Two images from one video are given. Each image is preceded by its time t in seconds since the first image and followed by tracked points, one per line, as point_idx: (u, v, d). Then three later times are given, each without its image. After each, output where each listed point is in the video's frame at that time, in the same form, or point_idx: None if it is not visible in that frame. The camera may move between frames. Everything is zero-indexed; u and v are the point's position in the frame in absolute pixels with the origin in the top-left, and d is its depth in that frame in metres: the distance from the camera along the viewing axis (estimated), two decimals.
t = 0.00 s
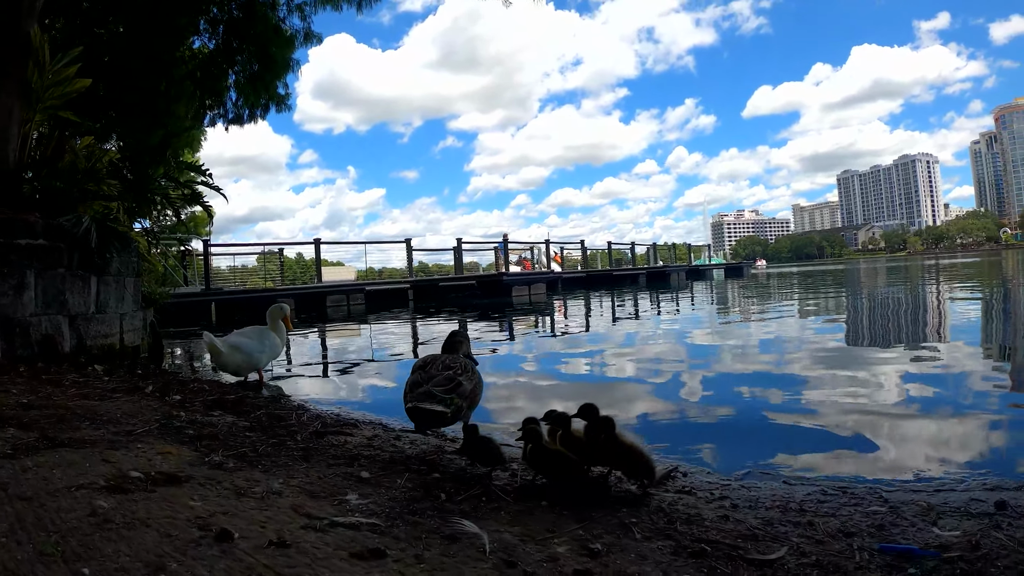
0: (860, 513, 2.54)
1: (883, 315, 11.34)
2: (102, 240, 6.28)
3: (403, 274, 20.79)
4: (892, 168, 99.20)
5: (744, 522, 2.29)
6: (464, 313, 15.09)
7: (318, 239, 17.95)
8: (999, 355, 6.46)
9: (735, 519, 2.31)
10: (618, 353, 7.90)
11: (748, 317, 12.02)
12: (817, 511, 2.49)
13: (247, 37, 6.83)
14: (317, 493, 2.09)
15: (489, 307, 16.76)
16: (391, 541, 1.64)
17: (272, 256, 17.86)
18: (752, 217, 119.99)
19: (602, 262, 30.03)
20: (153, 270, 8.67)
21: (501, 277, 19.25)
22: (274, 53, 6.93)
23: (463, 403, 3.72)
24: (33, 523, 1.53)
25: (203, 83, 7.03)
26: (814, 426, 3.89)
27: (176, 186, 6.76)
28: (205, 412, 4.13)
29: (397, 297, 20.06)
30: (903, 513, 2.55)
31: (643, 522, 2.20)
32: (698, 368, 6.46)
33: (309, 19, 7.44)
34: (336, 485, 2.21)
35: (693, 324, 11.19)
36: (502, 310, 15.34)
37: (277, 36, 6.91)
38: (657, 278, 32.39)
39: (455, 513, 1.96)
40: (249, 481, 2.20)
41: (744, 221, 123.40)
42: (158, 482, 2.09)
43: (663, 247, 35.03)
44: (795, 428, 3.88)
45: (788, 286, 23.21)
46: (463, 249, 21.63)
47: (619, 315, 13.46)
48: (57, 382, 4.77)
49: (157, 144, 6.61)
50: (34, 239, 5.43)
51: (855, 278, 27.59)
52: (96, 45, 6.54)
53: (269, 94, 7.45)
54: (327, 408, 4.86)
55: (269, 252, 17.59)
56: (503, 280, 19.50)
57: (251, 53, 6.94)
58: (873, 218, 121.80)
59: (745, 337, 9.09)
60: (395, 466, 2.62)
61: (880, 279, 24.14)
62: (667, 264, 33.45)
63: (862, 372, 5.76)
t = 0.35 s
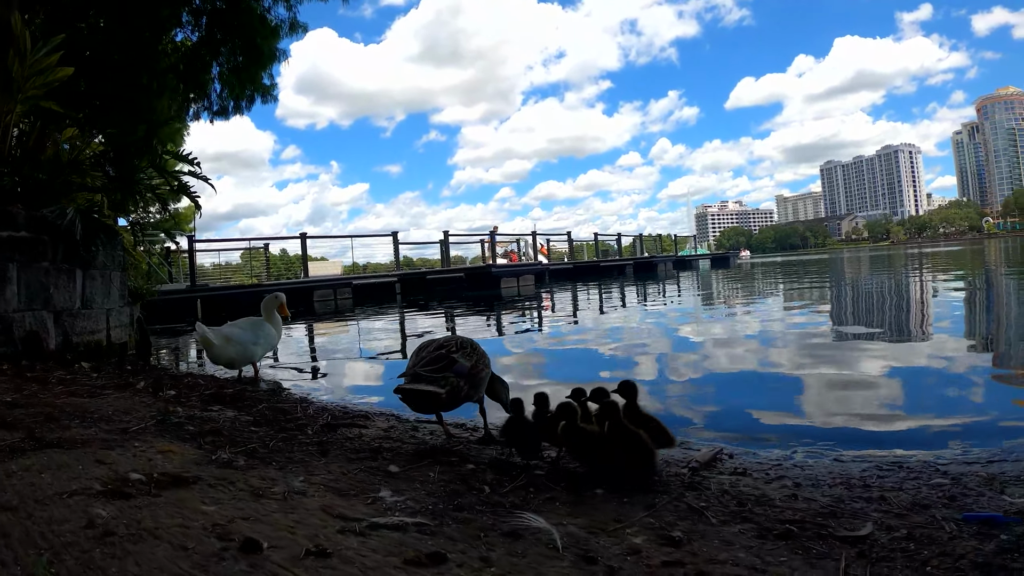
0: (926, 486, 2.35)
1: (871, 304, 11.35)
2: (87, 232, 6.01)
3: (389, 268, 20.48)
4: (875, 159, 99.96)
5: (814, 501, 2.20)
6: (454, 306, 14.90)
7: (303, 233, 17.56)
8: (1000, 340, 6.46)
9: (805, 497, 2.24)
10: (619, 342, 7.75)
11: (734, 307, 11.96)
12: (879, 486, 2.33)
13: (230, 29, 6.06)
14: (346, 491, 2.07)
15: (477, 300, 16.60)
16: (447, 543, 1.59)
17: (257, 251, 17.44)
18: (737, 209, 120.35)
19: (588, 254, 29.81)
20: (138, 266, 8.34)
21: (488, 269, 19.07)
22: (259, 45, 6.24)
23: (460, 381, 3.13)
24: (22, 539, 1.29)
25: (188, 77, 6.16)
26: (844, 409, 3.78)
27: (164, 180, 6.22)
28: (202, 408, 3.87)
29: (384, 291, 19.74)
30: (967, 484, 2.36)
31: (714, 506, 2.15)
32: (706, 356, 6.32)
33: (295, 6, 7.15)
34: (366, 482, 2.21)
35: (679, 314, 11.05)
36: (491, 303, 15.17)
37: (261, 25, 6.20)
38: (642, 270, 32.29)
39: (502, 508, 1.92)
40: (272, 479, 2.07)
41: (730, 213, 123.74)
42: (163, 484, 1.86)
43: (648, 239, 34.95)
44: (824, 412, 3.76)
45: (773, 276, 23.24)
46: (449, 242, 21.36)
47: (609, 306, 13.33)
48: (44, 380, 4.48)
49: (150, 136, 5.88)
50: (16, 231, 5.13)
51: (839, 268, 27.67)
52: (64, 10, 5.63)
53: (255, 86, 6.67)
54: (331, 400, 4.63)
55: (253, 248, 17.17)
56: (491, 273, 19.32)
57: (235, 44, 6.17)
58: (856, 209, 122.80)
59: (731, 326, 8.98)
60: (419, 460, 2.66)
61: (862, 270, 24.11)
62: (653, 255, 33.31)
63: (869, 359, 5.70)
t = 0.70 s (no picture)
0: (960, 480, 2.38)
1: (856, 295, 11.43)
2: (70, 216, 5.81)
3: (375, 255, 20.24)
4: (861, 152, 100.52)
5: (854, 498, 2.16)
6: (442, 294, 14.73)
7: (289, 219, 17.23)
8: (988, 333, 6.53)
9: (845, 494, 2.21)
10: (612, 331, 7.66)
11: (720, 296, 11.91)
12: (914, 481, 2.40)
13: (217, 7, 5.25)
14: (359, 494, 1.96)
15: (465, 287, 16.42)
16: (483, 553, 1.57)
17: (241, 237, 17.09)
18: (725, 200, 120.64)
19: (575, 242, 29.69)
20: (122, 251, 8.08)
21: (475, 256, 18.89)
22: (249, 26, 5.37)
23: (461, 367, 2.97)
24: (6, 560, 1.28)
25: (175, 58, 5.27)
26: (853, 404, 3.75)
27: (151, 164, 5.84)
28: (192, 399, 3.71)
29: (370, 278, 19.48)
30: (1001, 479, 2.39)
31: (756, 504, 2.07)
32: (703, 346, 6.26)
33: None
34: (384, 485, 2.12)
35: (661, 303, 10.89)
36: (479, 290, 15.02)
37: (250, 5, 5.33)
38: (629, 259, 32.20)
39: (532, 510, 1.97)
40: (274, 480, 1.96)
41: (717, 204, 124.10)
42: (157, 487, 1.75)
43: (635, 228, 34.87)
44: (835, 406, 3.72)
45: (759, 266, 23.27)
46: (435, 229, 21.11)
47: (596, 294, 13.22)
48: (26, 370, 4.29)
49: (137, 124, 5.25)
50: None
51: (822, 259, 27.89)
52: None
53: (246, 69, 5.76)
54: (326, 389, 4.47)
55: (237, 234, 16.83)
56: (478, 260, 19.13)
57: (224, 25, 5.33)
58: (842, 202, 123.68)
59: (715, 317, 8.87)
60: (430, 457, 2.54)
61: (846, 262, 24.16)
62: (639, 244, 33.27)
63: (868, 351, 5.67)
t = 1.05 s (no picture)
0: (949, 484, 2.48)
1: (816, 295, 11.66)
2: (28, 217, 5.55)
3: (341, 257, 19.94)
4: (825, 155, 102.83)
5: (847, 506, 2.24)
6: (410, 296, 14.60)
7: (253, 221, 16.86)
8: (946, 332, 6.72)
9: (838, 502, 2.28)
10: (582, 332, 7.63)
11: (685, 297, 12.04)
12: (904, 486, 2.45)
13: (182, 3, 4.21)
14: (334, 517, 1.90)
15: (433, 289, 16.31)
16: None
17: (204, 239, 16.66)
18: (693, 202, 122.13)
19: (541, 244, 29.70)
20: (82, 254, 7.79)
21: (443, 258, 18.78)
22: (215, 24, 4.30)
23: (428, 379, 2.86)
24: None
25: (140, 59, 4.28)
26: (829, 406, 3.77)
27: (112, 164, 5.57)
28: (154, 410, 3.55)
29: (336, 280, 19.17)
30: (990, 481, 2.49)
31: (751, 518, 2.09)
32: (675, 347, 6.27)
33: None
34: (360, 506, 2.02)
35: (628, 304, 10.94)
36: (447, 292, 14.94)
37: None
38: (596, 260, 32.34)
39: (518, 531, 1.89)
40: (244, 502, 1.96)
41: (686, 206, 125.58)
42: (117, 515, 1.73)
43: (601, 229, 35.09)
44: (812, 408, 3.74)
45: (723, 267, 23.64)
46: (401, 231, 20.90)
47: (563, 296, 13.24)
48: None
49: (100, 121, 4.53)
50: None
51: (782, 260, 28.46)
52: None
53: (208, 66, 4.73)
54: (293, 396, 4.34)
55: (200, 236, 16.39)
56: (446, 262, 19.04)
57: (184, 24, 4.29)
58: (807, 203, 126.40)
59: (682, 317, 8.94)
60: (407, 473, 2.43)
61: (806, 263, 24.69)
62: (604, 245, 33.43)
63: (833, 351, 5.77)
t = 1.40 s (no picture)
0: (937, 487, 2.58)
1: (792, 296, 11.80)
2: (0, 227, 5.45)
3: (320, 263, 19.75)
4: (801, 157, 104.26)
5: (839, 512, 2.33)
6: (391, 302, 14.52)
7: (230, 228, 16.64)
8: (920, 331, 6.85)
9: (829, 508, 2.36)
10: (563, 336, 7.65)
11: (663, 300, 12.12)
12: (890, 491, 2.54)
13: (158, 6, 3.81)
14: (325, 537, 1.87)
15: (413, 294, 16.25)
16: None
17: (181, 247, 16.40)
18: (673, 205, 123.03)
19: (519, 248, 29.70)
20: (58, 263, 7.63)
21: (422, 264, 18.71)
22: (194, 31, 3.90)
23: (440, 389, 2.87)
24: None
25: (115, 65, 3.94)
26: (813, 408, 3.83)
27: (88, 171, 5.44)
28: (133, 426, 3.48)
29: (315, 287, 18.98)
30: (978, 483, 2.59)
31: (745, 526, 2.17)
32: (655, 349, 6.32)
33: None
34: (350, 524, 1.99)
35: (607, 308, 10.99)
36: (427, 298, 14.90)
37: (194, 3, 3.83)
38: (575, 263, 32.43)
39: (514, 547, 1.90)
40: (231, 522, 1.92)
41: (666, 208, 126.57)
42: (102, 540, 1.72)
43: (580, 233, 35.21)
44: (795, 410, 3.79)
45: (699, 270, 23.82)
46: (380, 237, 20.79)
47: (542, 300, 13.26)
48: None
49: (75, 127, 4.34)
50: None
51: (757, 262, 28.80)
52: None
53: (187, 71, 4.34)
54: (276, 407, 4.28)
55: (176, 243, 16.13)
56: (425, 268, 18.98)
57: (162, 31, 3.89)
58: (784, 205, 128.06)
59: (662, 320, 8.99)
60: (397, 488, 2.40)
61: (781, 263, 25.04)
62: (582, 249, 33.55)
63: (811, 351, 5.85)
